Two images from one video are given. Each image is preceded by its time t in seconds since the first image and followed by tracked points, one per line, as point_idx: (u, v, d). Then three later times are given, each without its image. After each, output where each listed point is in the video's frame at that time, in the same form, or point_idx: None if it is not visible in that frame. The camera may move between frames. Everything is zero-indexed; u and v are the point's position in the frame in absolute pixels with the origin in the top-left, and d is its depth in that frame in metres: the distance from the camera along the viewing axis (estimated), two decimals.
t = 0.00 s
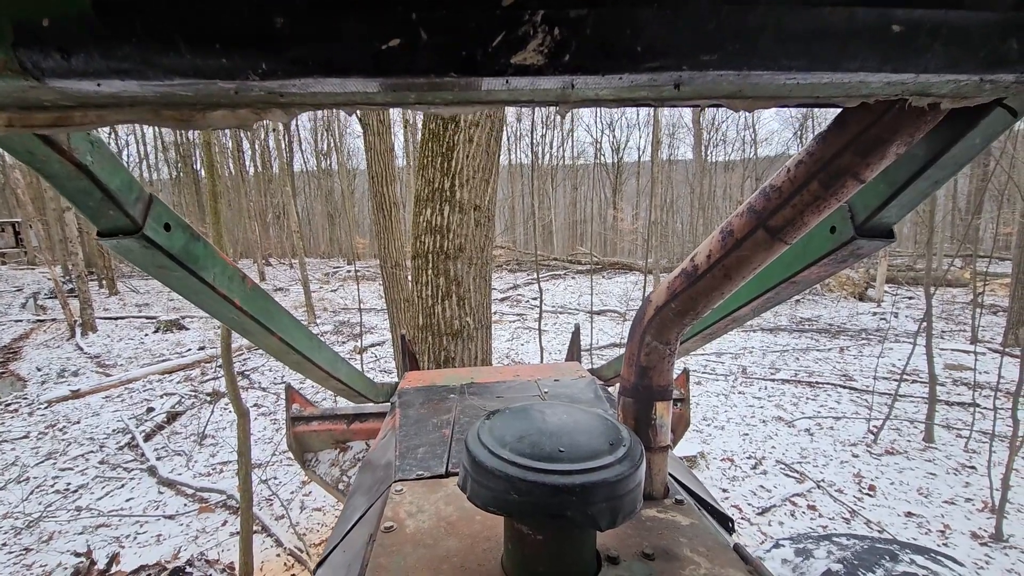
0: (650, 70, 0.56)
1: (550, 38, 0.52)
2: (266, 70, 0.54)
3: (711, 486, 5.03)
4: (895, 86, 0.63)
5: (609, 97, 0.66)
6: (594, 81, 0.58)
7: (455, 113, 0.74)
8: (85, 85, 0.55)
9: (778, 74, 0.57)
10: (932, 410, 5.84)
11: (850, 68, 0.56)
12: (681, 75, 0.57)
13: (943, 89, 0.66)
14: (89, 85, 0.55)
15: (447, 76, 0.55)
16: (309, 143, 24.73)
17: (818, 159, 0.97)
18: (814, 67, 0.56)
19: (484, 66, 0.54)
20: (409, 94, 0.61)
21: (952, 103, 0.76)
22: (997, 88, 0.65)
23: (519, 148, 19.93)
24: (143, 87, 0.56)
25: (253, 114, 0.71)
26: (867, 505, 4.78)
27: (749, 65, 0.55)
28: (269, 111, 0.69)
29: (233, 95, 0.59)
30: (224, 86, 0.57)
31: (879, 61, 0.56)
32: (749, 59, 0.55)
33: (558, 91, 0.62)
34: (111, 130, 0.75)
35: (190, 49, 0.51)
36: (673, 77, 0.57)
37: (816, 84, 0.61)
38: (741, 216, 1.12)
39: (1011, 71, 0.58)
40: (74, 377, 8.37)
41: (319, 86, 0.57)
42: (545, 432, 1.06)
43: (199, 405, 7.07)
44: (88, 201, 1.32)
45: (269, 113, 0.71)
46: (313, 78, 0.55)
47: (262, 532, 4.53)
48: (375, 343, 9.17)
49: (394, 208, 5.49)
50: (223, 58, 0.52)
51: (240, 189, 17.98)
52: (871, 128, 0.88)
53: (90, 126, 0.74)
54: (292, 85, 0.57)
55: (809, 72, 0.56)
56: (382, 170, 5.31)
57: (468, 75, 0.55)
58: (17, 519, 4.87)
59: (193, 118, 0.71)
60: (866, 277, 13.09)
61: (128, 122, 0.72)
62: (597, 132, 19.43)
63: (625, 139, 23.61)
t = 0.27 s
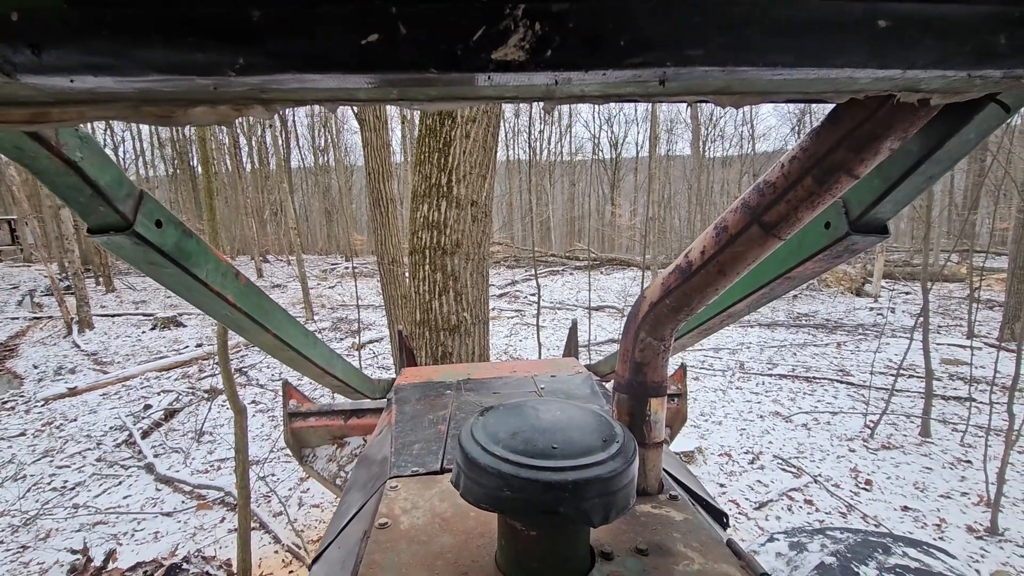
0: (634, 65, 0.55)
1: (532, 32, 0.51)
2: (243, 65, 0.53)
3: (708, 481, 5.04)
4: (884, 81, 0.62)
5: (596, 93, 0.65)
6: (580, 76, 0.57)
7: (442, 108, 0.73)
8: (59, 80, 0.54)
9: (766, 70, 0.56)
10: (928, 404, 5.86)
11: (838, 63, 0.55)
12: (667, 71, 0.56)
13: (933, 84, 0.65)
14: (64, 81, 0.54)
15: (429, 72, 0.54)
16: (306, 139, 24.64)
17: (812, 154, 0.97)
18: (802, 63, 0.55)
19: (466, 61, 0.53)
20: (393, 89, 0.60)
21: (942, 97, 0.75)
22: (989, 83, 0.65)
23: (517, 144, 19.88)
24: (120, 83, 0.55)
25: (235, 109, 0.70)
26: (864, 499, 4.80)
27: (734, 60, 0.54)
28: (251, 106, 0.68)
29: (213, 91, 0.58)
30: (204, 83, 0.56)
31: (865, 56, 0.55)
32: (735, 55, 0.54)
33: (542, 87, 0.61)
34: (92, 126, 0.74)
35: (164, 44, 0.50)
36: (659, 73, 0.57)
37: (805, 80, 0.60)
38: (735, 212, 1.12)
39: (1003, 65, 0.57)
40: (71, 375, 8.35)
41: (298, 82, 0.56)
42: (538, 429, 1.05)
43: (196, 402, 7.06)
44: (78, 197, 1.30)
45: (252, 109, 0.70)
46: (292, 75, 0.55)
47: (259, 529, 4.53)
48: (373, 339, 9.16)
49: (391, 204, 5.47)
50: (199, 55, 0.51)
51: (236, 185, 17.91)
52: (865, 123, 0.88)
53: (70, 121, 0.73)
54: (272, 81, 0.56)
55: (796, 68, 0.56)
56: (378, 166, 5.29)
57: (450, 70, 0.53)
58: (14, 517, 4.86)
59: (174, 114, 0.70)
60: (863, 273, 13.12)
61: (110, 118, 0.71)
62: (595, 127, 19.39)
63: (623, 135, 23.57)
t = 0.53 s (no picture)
0: (627, 45, 0.54)
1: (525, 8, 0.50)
2: (232, 43, 0.51)
3: (704, 475, 5.06)
4: (877, 64, 0.61)
5: (589, 76, 0.64)
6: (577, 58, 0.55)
7: (433, 93, 0.72)
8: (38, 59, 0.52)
9: (762, 51, 0.55)
10: (922, 399, 5.90)
11: (835, 44, 0.55)
12: (661, 51, 0.55)
13: (925, 68, 0.64)
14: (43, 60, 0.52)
15: (419, 51, 0.53)
16: (301, 134, 24.51)
17: (807, 144, 0.96)
18: (795, 45, 0.54)
19: (459, 39, 0.51)
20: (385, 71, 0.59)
21: (935, 88, 0.74)
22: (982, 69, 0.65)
23: (513, 139, 19.83)
24: (103, 63, 0.53)
25: (224, 90, 0.68)
26: (858, 493, 4.83)
27: (728, 42, 0.54)
28: (239, 87, 0.66)
29: (200, 73, 0.56)
30: (193, 64, 0.54)
31: (857, 37, 0.54)
32: (729, 35, 0.53)
33: (534, 68, 0.60)
34: (76, 107, 0.71)
35: (149, 20, 0.49)
36: (654, 54, 0.56)
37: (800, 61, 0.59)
38: (729, 203, 1.11)
39: (996, 47, 0.56)
40: (65, 370, 8.30)
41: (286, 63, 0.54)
42: (532, 419, 1.04)
43: (191, 398, 7.03)
44: (68, 187, 1.28)
45: (242, 90, 0.68)
46: (282, 53, 0.53)
47: (255, 525, 4.52)
48: (369, 334, 9.14)
49: (386, 198, 5.45)
50: (187, 29, 0.50)
51: (231, 180, 17.80)
52: (858, 114, 0.87)
53: (54, 103, 0.70)
54: (259, 61, 0.54)
55: (791, 49, 0.55)
56: (374, 160, 5.27)
57: (443, 50, 0.52)
58: (8, 513, 4.83)
59: (161, 94, 0.68)
60: (858, 268, 13.17)
61: (91, 99, 0.69)
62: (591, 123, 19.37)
63: (619, 131, 23.56)
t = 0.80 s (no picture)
0: (571, 15, 0.59)
1: None
2: (162, 9, 0.57)
3: (698, 473, 5.07)
4: (831, 38, 0.64)
5: (541, 51, 0.65)
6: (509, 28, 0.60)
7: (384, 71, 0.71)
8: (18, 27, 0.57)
9: (701, 24, 0.61)
10: (915, 397, 5.92)
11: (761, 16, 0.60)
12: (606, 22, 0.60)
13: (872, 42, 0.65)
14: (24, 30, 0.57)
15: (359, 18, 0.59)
16: (297, 131, 24.40)
17: (786, 132, 0.95)
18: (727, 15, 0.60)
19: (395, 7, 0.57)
20: (330, 44, 0.62)
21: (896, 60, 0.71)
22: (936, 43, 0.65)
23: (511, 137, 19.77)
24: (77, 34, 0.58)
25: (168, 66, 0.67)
26: (851, 491, 4.84)
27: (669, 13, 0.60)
28: (187, 64, 0.67)
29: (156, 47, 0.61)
30: (129, 31, 0.58)
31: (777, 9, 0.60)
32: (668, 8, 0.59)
33: (484, 43, 0.62)
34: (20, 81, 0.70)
35: None
36: (601, 26, 0.60)
37: (758, 33, 0.63)
38: (712, 191, 1.10)
39: (945, 19, 0.62)
40: (58, 368, 8.24)
41: (248, 33, 0.60)
42: (512, 409, 1.03)
43: (185, 395, 6.99)
44: (41, 176, 1.26)
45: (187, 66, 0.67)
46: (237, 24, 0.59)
47: (248, 522, 4.49)
48: (365, 332, 9.11)
49: (382, 195, 5.42)
50: None
51: (226, 177, 17.70)
52: (838, 100, 0.87)
53: None
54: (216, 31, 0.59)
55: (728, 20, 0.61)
56: (369, 157, 5.24)
57: (383, 18, 0.58)
58: None
59: (106, 70, 0.67)
60: (853, 267, 13.20)
61: (36, 75, 0.68)
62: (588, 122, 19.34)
63: (617, 129, 23.55)
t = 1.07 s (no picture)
0: None
1: None
2: None
3: (694, 473, 5.05)
4: None
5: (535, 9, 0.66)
6: None
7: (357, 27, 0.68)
8: None
9: None
10: (910, 397, 5.92)
11: None
12: None
13: None
14: None
15: None
16: (294, 129, 24.30)
17: (789, 122, 0.93)
18: None
19: None
20: None
21: (918, 27, 0.71)
22: None
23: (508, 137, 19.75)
24: None
25: (112, 18, 0.64)
26: (847, 491, 4.83)
27: None
28: (130, 14, 0.64)
29: None
30: None
31: None
32: None
33: None
34: None
35: None
36: None
37: None
38: (711, 184, 1.07)
39: None
40: (50, 366, 8.15)
41: None
42: (505, 407, 1.00)
43: (178, 394, 6.93)
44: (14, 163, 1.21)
45: (132, 19, 0.65)
46: None
47: (240, 523, 4.45)
48: (360, 331, 9.06)
49: (377, 193, 5.38)
50: None
51: (222, 175, 17.60)
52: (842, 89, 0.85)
53: None
54: None
55: None
56: (364, 155, 5.20)
57: None
58: None
59: (41, 20, 0.64)
60: (849, 268, 13.24)
61: None
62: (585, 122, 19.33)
63: (614, 129, 23.57)
